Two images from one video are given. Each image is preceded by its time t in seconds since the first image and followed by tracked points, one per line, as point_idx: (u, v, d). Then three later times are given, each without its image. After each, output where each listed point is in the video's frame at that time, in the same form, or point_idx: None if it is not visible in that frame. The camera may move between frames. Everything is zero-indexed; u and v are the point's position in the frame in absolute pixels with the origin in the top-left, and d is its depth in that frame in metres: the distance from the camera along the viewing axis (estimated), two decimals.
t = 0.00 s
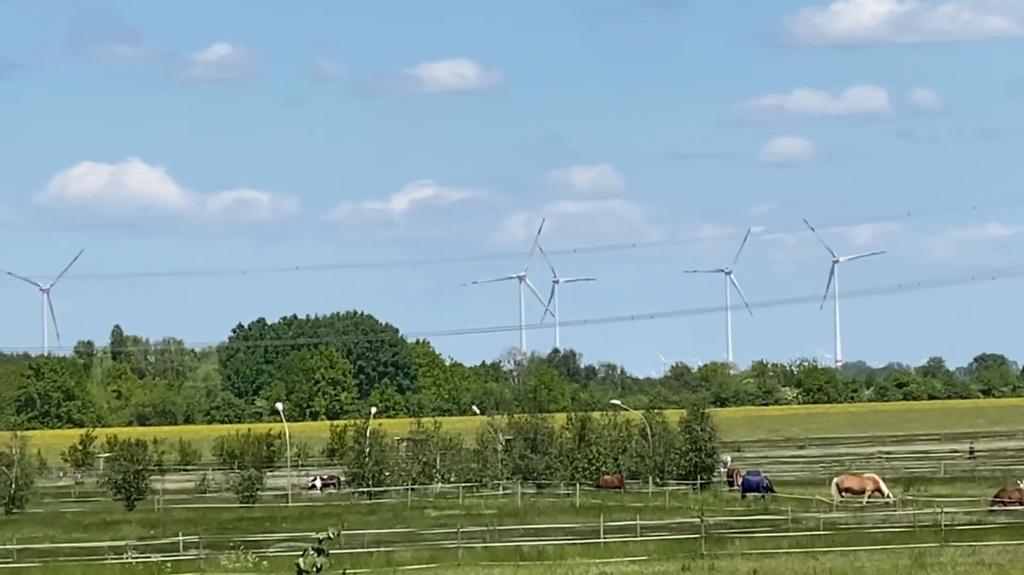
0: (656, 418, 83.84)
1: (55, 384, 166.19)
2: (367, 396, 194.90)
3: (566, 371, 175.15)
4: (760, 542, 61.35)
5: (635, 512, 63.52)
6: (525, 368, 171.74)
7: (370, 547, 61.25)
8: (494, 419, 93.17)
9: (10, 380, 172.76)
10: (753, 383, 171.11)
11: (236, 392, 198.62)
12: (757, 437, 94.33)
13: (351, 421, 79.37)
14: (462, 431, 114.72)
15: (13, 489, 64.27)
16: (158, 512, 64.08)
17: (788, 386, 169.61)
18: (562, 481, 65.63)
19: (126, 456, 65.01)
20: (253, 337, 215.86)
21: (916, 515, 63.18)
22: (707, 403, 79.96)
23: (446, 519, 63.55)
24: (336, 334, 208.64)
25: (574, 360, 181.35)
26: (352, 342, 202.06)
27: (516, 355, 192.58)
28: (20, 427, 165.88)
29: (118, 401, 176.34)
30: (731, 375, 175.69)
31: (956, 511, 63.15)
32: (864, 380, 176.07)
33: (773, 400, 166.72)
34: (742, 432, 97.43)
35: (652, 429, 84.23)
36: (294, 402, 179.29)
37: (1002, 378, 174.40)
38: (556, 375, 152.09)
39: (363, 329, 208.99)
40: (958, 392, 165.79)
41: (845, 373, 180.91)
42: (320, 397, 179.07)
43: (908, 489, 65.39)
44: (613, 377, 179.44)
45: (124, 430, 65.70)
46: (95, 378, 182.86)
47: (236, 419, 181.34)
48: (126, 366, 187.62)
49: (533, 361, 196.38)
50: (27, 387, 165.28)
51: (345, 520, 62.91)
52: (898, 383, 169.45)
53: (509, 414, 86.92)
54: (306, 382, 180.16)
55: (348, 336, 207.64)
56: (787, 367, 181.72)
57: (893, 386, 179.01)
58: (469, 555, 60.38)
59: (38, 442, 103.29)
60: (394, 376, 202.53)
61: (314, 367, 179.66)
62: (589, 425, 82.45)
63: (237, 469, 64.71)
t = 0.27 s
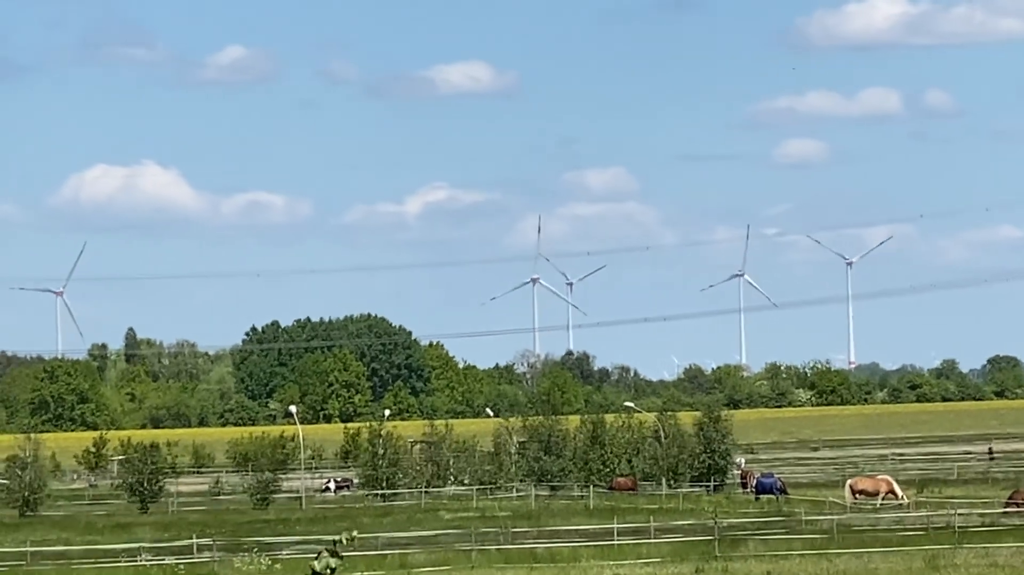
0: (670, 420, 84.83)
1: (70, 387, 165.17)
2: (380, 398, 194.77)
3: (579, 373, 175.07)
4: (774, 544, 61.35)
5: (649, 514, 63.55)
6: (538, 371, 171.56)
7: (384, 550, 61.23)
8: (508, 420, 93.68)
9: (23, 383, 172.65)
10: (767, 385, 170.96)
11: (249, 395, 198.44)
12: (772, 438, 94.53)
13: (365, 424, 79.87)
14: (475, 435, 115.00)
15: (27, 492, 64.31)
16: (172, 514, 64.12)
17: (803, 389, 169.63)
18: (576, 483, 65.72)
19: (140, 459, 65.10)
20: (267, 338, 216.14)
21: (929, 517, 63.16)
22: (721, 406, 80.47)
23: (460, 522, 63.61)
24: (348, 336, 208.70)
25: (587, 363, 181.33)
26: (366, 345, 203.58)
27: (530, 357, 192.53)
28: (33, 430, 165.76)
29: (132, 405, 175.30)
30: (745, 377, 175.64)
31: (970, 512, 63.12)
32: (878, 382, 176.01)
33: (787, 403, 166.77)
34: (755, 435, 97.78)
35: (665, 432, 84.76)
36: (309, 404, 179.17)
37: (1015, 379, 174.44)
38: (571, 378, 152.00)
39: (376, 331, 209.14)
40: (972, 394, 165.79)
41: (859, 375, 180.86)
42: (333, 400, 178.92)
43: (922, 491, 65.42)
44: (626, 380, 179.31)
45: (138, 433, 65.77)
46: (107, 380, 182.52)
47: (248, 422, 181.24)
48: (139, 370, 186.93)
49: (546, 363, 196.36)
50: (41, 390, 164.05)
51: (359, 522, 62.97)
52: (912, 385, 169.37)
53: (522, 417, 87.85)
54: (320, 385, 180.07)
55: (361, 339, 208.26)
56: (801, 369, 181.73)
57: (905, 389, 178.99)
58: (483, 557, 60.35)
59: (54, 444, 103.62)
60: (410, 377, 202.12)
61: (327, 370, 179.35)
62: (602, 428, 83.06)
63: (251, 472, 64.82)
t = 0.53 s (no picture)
0: (687, 423, 85.42)
1: (86, 391, 165.11)
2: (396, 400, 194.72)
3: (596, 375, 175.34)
4: (791, 546, 61.24)
5: (666, 517, 63.56)
6: (555, 374, 171.62)
7: (400, 553, 61.17)
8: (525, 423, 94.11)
9: (39, 387, 172.72)
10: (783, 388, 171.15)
11: (265, 398, 198.63)
12: (792, 442, 94.73)
13: (382, 426, 80.50)
14: (493, 437, 115.34)
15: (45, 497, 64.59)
16: (189, 517, 64.18)
17: (821, 392, 169.92)
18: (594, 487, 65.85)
19: (158, 463, 65.20)
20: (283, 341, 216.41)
21: (946, 519, 63.06)
22: (738, 409, 81.35)
23: (476, 524, 63.63)
24: (366, 338, 209.40)
25: (604, 365, 181.45)
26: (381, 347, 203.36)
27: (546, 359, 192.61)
28: (49, 433, 165.82)
29: (150, 407, 175.36)
30: (762, 380, 175.77)
31: (986, 515, 63.04)
32: (895, 385, 176.16)
33: (804, 405, 167.26)
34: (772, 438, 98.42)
35: (683, 434, 85.37)
36: (325, 407, 179.19)
37: None
38: (588, 380, 152.25)
39: (393, 334, 209.50)
40: (988, 396, 165.81)
41: (875, 377, 181.00)
42: (350, 403, 178.86)
43: (938, 493, 65.36)
44: (642, 382, 179.42)
45: (156, 438, 65.90)
46: (124, 382, 182.55)
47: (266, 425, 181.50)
48: (157, 374, 186.63)
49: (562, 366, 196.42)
50: (57, 393, 164.55)
51: (375, 525, 62.94)
52: (929, 388, 169.53)
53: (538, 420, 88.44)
54: (337, 387, 180.13)
55: (378, 341, 208.74)
56: (817, 372, 181.93)
57: (922, 392, 178.93)
58: (499, 560, 60.31)
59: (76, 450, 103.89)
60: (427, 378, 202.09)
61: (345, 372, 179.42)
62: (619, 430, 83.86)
63: (268, 475, 64.90)
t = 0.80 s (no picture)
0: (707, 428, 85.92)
1: (108, 398, 164.76)
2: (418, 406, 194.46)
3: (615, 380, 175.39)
4: (813, 551, 61.16)
5: (687, 523, 63.60)
6: (574, 381, 171.67)
7: (420, 558, 61.13)
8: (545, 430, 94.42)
9: (60, 394, 172.73)
10: (804, 393, 171.45)
11: (286, 404, 198.71)
12: (814, 448, 94.91)
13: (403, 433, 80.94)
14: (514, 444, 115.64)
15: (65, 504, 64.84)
16: (210, 523, 64.29)
17: (842, 397, 169.81)
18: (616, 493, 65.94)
19: (179, 470, 65.36)
20: (304, 347, 216.25)
21: (967, 525, 62.98)
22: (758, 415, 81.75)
23: (497, 530, 63.62)
24: (387, 345, 209.69)
25: (624, 371, 181.47)
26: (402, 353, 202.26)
27: (566, 365, 192.66)
28: (71, 440, 165.75)
29: (171, 414, 174.80)
30: (782, 385, 175.73)
31: (1007, 520, 62.96)
32: (916, 389, 176.34)
33: (825, 411, 167.41)
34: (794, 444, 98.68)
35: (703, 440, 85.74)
36: (345, 413, 179.23)
37: None
38: (608, 386, 152.34)
39: (413, 340, 209.59)
40: (1009, 401, 165.64)
41: (895, 382, 181.20)
42: (370, 409, 178.77)
43: (959, 499, 65.32)
44: (662, 388, 179.38)
45: (177, 445, 66.07)
46: (143, 388, 182.45)
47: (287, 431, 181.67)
48: (176, 381, 184.03)
49: (583, 372, 196.41)
50: (78, 400, 164.49)
51: (396, 531, 62.95)
52: (949, 393, 169.68)
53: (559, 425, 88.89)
54: (357, 394, 179.98)
55: (398, 347, 208.55)
56: (838, 378, 182.16)
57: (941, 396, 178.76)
58: (521, 566, 60.27)
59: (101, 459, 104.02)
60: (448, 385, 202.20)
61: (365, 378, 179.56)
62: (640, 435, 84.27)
63: (289, 481, 65.04)
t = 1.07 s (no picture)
0: (730, 430, 86.38)
1: (131, 400, 164.49)
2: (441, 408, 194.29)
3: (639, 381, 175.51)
4: (837, 553, 61.07)
5: (710, 524, 63.72)
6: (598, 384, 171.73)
7: (445, 560, 61.13)
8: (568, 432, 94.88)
9: (83, 397, 172.81)
10: (827, 394, 171.57)
11: (309, 407, 198.77)
12: (839, 449, 95.20)
13: (426, 435, 81.45)
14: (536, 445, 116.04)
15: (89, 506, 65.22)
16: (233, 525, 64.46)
17: (868, 398, 169.82)
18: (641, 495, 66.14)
19: (203, 472, 65.61)
20: (326, 350, 216.22)
21: (990, 526, 62.97)
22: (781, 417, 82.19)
23: (521, 532, 63.67)
24: (410, 347, 209.97)
25: (648, 373, 181.50)
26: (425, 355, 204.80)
27: (590, 367, 192.44)
28: (95, 442, 165.70)
29: (193, 417, 174.93)
30: (806, 387, 175.69)
31: None
32: (939, 391, 176.22)
33: (848, 412, 167.63)
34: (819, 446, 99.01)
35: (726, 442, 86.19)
36: (369, 415, 179.39)
37: None
38: (632, 387, 152.48)
39: (437, 343, 209.71)
40: None
41: (919, 384, 181.07)
42: (393, 411, 179.32)
43: (983, 501, 65.34)
44: (686, 390, 179.44)
45: (201, 447, 66.32)
46: (166, 391, 182.41)
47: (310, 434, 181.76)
48: (200, 383, 185.68)
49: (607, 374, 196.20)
50: (102, 402, 163.86)
51: (420, 532, 63.00)
52: (973, 394, 169.61)
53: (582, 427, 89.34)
54: (381, 396, 180.02)
55: (421, 350, 208.64)
56: (861, 380, 182.09)
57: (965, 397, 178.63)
58: (546, 567, 60.26)
59: (127, 463, 104.19)
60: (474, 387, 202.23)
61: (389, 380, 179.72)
62: (663, 437, 84.72)
63: (312, 484, 65.22)
